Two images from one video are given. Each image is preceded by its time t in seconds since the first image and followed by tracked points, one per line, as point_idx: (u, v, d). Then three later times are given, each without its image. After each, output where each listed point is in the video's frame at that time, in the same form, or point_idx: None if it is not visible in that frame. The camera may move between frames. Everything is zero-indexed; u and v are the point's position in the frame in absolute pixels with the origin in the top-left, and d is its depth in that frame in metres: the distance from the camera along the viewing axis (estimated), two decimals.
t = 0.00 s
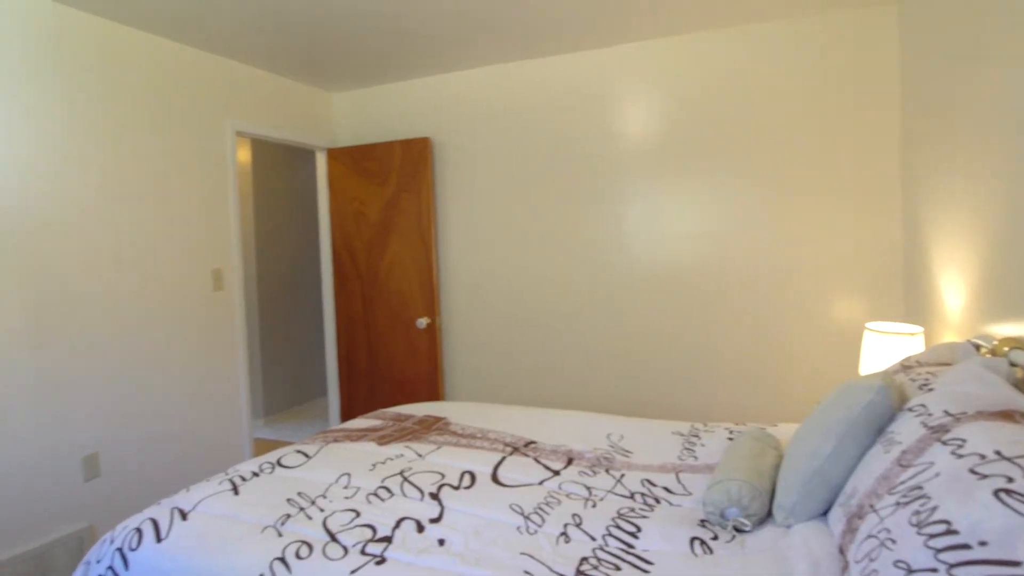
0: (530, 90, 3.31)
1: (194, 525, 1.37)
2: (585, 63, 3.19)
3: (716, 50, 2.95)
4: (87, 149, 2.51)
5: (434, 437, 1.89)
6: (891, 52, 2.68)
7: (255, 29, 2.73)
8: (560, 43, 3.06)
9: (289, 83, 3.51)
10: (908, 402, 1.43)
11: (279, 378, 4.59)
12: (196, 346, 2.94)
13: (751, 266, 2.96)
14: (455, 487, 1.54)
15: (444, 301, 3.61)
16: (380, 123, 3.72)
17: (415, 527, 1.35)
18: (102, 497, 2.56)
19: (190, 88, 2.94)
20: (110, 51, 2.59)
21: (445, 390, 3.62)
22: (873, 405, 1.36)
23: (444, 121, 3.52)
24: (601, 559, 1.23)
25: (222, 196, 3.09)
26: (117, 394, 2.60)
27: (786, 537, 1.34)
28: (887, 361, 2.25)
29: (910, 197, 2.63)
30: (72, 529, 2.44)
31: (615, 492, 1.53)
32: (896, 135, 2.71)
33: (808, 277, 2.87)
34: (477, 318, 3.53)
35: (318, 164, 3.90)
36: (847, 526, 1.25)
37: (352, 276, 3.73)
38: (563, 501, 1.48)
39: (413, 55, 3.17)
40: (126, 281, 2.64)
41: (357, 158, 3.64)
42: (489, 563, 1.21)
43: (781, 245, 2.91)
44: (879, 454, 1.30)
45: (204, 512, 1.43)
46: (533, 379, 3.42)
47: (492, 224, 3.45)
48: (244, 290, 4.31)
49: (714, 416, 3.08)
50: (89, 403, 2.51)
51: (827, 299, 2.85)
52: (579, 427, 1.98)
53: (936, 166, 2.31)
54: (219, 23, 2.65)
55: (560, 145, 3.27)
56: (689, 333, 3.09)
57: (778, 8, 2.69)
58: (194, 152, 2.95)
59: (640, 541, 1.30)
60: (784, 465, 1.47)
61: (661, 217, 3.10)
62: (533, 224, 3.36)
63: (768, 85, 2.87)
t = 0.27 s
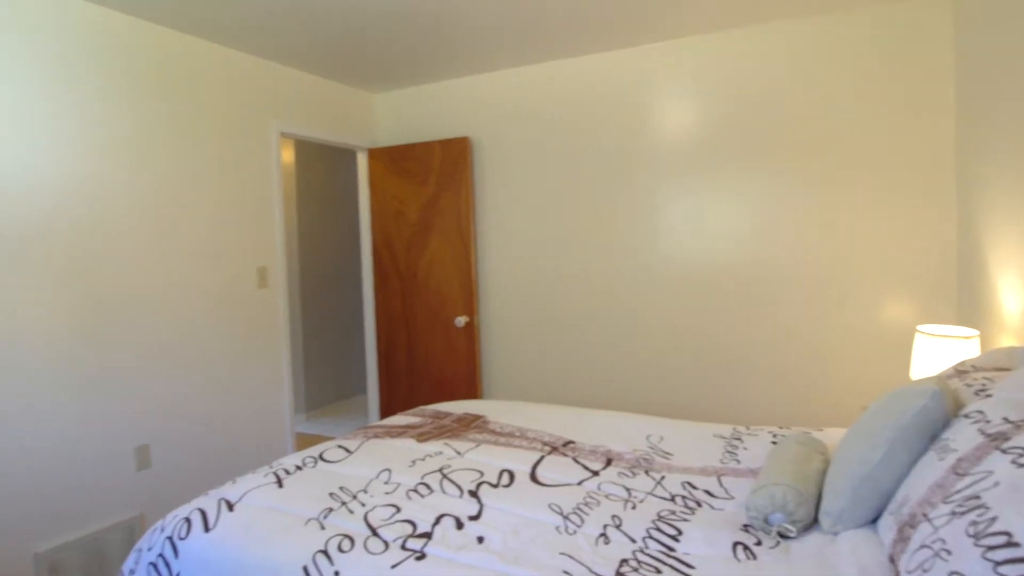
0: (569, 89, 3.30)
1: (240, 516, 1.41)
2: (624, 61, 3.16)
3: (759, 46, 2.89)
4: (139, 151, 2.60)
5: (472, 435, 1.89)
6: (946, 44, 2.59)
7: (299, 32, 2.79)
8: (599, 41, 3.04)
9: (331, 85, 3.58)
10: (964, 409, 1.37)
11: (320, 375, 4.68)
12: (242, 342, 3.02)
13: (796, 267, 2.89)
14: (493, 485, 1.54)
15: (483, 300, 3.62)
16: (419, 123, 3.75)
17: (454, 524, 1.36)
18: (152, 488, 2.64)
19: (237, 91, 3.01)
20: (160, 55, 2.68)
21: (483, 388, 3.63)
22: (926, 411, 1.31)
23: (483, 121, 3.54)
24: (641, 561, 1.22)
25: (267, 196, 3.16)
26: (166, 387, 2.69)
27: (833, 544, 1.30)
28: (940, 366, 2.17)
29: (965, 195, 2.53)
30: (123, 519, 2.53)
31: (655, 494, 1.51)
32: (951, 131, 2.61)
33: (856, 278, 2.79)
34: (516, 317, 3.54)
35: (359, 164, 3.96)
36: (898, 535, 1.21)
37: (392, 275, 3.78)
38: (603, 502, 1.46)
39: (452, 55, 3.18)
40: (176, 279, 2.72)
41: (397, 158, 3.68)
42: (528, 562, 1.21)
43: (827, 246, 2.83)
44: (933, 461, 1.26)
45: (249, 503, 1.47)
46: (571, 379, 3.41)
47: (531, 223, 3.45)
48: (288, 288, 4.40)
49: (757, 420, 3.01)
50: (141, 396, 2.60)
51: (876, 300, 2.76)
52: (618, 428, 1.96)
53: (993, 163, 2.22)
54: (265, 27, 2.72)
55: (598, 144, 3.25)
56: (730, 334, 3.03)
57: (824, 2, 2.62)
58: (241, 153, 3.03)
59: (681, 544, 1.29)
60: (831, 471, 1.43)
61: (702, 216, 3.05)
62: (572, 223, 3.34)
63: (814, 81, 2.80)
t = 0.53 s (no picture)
0: (608, 87, 3.28)
1: (283, 509, 1.44)
2: (664, 58, 3.13)
3: (804, 41, 2.82)
4: (188, 151, 2.68)
5: (510, 434, 1.90)
6: (1005, 36, 2.48)
7: (341, 34, 2.83)
8: (640, 38, 3.01)
9: (373, 86, 3.62)
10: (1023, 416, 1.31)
11: (359, 372, 4.75)
12: (285, 338, 3.09)
13: (843, 267, 2.81)
14: (531, 484, 1.54)
15: (521, 299, 3.63)
16: (458, 123, 3.78)
17: (492, 522, 1.36)
18: (198, 479, 2.72)
19: (281, 93, 3.08)
20: (208, 58, 2.76)
21: (520, 387, 3.64)
22: (981, 417, 1.26)
23: (522, 120, 3.54)
24: (680, 565, 1.20)
25: (309, 196, 3.22)
26: (212, 382, 2.76)
27: (881, 554, 1.26)
28: (995, 371, 2.08)
29: None
30: (170, 508, 2.61)
31: (695, 498, 1.49)
32: (1009, 127, 2.50)
33: (905, 279, 2.70)
34: (553, 316, 3.53)
35: (399, 164, 4.00)
36: (951, 546, 1.16)
37: (430, 274, 3.81)
38: (641, 504, 1.45)
39: (491, 55, 3.19)
40: (221, 276, 2.80)
41: (436, 158, 3.71)
42: (566, 563, 1.20)
43: (875, 246, 2.74)
44: (989, 470, 1.21)
45: (292, 497, 1.50)
46: (609, 379, 3.38)
47: (569, 222, 3.44)
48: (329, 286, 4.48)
49: (800, 423, 2.95)
50: (188, 390, 2.68)
51: (927, 303, 2.67)
52: (657, 430, 1.94)
53: None
54: (309, 30, 2.77)
55: (638, 142, 3.22)
56: (772, 335, 2.97)
57: None
58: (284, 154, 3.10)
59: (722, 550, 1.26)
60: (879, 478, 1.38)
61: (744, 215, 2.99)
62: (611, 222, 3.32)
63: (863, 76, 2.72)
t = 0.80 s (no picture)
0: (648, 85, 3.24)
1: (324, 503, 1.46)
2: (705, 54, 3.08)
3: (852, 35, 2.74)
4: (233, 152, 2.74)
5: (547, 433, 1.89)
6: None
7: (382, 36, 2.87)
8: (680, 35, 2.97)
9: (412, 87, 3.66)
10: None
11: (398, 369, 4.80)
12: (326, 335, 3.14)
13: (891, 268, 2.72)
14: (568, 484, 1.53)
15: (558, 298, 3.62)
16: (497, 122, 3.79)
17: (529, 521, 1.36)
18: (242, 471, 2.79)
19: (323, 94, 3.13)
20: (252, 59, 2.81)
21: (557, 387, 3.63)
22: None
23: (560, 119, 3.53)
24: (721, 570, 1.18)
25: (350, 196, 3.27)
26: (256, 377, 2.83)
27: (933, 564, 1.21)
28: None
29: None
30: (214, 499, 2.68)
31: (736, 502, 1.46)
32: None
33: (958, 281, 2.60)
34: (591, 316, 3.51)
35: (437, 163, 4.03)
36: (1009, 559, 1.11)
37: (468, 272, 3.83)
38: (681, 507, 1.43)
39: (530, 54, 3.19)
40: (266, 274, 2.86)
41: (475, 157, 3.72)
42: (605, 564, 1.20)
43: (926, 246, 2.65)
44: None
45: (333, 491, 1.52)
46: (647, 380, 3.35)
47: (607, 222, 3.42)
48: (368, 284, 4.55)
49: (845, 428, 2.87)
50: (233, 384, 2.74)
51: (982, 305, 2.57)
52: (697, 432, 1.91)
53: None
54: (350, 32, 2.81)
55: (677, 141, 3.18)
56: (816, 338, 2.90)
57: None
58: (326, 154, 3.15)
59: (764, 555, 1.23)
60: (930, 486, 1.33)
61: (787, 215, 2.93)
62: (650, 221, 3.28)
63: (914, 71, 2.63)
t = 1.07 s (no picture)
0: (688, 82, 3.19)
1: (363, 497, 1.48)
2: (748, 50, 3.01)
3: (903, 29, 2.65)
4: (277, 151, 2.80)
5: (585, 433, 1.88)
6: None
7: (422, 37, 2.89)
8: (722, 31, 2.92)
9: (451, 87, 3.68)
10: None
11: (435, 367, 4.84)
12: (365, 333, 3.19)
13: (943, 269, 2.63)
14: (607, 485, 1.52)
15: (596, 297, 3.60)
16: (535, 121, 3.78)
17: (567, 521, 1.36)
18: (284, 465, 2.85)
19: (364, 95, 3.18)
20: (296, 61, 2.87)
21: (595, 387, 3.61)
22: None
23: (599, 118, 3.51)
24: None
25: (390, 195, 3.31)
26: (298, 373, 2.89)
27: None
28: None
29: None
30: (257, 492, 2.74)
31: (779, 507, 1.43)
32: None
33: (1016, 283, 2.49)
34: (629, 315, 3.48)
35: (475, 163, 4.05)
36: None
37: (505, 271, 3.83)
38: (722, 511, 1.40)
39: (569, 52, 3.17)
40: (307, 273, 2.92)
41: (513, 156, 3.73)
42: (643, 566, 1.18)
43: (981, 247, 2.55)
44: None
45: (372, 486, 1.54)
46: (686, 382, 3.30)
47: (646, 221, 3.38)
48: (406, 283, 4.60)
49: (893, 434, 2.78)
50: (276, 380, 2.81)
51: None
52: (739, 435, 1.87)
53: None
54: (391, 33, 2.85)
55: (719, 138, 3.12)
56: (862, 340, 2.82)
57: None
58: (366, 154, 3.19)
59: (808, 562, 1.20)
60: (986, 497, 1.28)
61: (833, 214, 2.85)
62: (689, 220, 3.24)
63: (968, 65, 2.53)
